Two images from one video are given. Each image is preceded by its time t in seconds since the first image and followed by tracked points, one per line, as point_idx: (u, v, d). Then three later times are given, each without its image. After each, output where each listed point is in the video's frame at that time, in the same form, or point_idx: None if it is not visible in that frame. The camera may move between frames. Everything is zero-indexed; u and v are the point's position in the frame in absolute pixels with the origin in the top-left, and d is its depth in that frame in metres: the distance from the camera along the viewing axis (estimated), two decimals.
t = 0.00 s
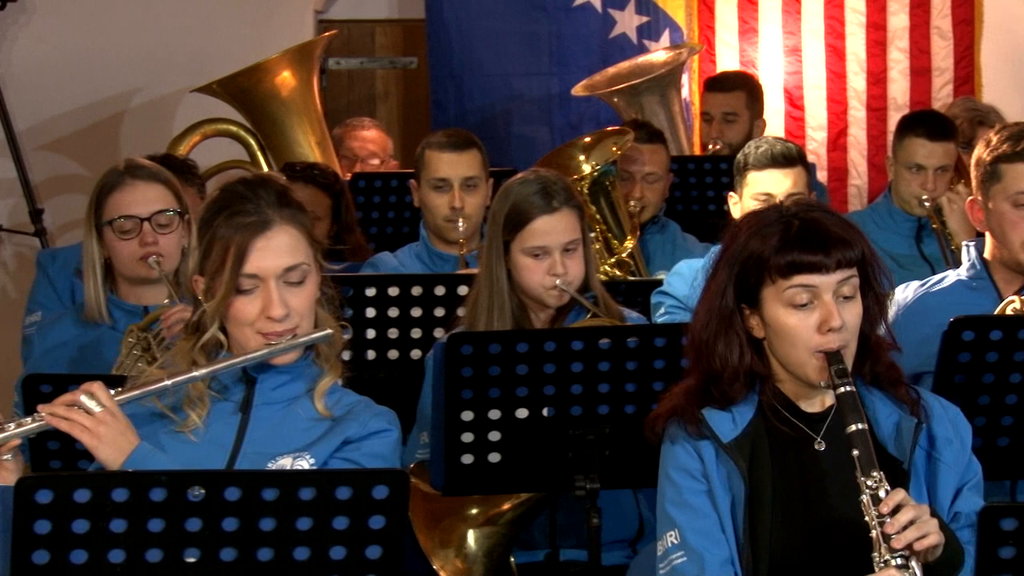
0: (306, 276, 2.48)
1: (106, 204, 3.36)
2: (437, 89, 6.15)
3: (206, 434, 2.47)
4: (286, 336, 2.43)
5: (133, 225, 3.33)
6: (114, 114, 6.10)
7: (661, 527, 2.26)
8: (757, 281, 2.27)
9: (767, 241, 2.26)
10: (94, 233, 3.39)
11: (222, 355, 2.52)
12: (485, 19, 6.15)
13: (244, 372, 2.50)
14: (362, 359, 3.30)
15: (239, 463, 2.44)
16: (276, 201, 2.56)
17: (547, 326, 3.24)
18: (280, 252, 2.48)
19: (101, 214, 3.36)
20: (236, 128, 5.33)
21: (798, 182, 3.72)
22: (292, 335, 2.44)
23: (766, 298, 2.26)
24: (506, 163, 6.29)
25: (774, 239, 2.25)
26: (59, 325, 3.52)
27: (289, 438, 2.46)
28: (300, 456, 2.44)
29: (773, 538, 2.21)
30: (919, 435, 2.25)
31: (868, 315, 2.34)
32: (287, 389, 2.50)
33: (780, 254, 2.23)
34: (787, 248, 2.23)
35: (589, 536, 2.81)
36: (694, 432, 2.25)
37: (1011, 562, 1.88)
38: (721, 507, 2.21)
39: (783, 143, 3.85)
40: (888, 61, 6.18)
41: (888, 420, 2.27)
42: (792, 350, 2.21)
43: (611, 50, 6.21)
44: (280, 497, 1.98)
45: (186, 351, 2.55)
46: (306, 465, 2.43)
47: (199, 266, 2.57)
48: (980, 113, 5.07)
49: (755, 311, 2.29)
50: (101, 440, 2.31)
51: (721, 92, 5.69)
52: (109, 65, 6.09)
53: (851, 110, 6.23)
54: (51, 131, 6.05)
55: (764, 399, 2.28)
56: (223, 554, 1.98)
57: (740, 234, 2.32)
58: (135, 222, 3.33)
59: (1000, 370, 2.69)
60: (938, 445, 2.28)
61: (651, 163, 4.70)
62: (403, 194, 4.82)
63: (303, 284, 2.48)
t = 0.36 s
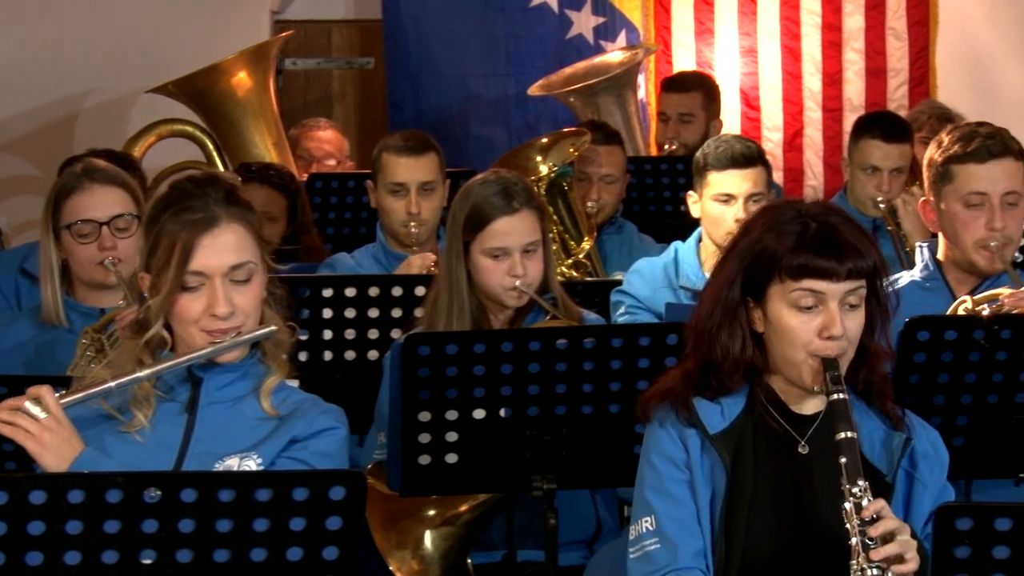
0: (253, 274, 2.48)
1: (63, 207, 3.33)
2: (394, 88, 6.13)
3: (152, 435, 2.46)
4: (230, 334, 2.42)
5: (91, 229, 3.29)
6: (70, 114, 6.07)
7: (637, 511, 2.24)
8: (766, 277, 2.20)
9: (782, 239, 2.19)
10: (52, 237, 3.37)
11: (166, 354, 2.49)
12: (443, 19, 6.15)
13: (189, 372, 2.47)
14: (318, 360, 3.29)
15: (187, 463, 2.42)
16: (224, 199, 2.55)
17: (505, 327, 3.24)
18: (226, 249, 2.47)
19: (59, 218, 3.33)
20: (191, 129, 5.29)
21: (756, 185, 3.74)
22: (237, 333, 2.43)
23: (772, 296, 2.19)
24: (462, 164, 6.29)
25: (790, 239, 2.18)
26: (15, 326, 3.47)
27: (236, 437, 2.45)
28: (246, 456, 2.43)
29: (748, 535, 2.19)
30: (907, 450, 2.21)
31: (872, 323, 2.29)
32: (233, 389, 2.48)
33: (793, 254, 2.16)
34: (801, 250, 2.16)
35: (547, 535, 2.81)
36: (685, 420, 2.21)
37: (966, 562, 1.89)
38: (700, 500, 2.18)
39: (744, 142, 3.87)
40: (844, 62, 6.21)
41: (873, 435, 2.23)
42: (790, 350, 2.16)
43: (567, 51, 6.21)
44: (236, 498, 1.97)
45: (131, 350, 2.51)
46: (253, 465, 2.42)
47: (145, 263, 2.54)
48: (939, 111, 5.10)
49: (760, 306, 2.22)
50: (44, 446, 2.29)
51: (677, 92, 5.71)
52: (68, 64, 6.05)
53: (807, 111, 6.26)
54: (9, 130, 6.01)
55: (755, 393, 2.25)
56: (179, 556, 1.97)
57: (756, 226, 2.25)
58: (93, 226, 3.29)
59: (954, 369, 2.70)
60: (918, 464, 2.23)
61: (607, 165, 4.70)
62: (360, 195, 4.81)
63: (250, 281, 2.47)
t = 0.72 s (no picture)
0: (203, 281, 2.45)
1: (22, 208, 3.29)
2: (355, 88, 6.12)
3: (107, 438, 2.43)
4: (183, 342, 2.40)
5: (50, 230, 3.26)
6: (30, 114, 6.05)
7: (616, 501, 2.23)
8: (766, 280, 2.18)
9: (784, 245, 2.17)
10: (10, 236, 3.33)
11: (120, 361, 2.49)
12: (403, 19, 6.15)
13: (143, 375, 2.45)
14: (279, 361, 3.28)
15: (142, 464, 2.41)
16: (172, 206, 2.52)
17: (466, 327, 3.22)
18: (174, 259, 2.44)
19: (17, 218, 3.30)
20: (152, 130, 5.26)
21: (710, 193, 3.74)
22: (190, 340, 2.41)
23: (770, 299, 2.18)
24: (424, 165, 6.28)
25: (793, 245, 2.16)
26: None
27: (190, 439, 2.44)
28: (200, 458, 2.42)
29: (727, 533, 2.20)
30: (889, 461, 2.23)
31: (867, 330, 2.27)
32: (185, 391, 2.47)
33: (794, 261, 2.14)
34: (803, 257, 2.14)
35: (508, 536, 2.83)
36: (672, 413, 2.22)
37: (926, 562, 1.89)
38: (681, 495, 2.19)
39: (697, 148, 3.85)
40: (803, 62, 6.24)
41: (856, 444, 2.24)
42: (783, 353, 2.16)
43: (528, 52, 6.21)
44: (197, 499, 1.95)
45: (84, 355, 2.50)
46: (207, 468, 2.42)
47: (95, 270, 2.52)
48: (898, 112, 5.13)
49: (756, 308, 2.21)
50: None
51: (638, 93, 5.73)
52: (26, 64, 6.03)
53: (767, 112, 6.29)
54: None
55: (745, 396, 2.25)
56: (140, 557, 1.96)
57: (758, 227, 2.23)
58: (52, 226, 3.26)
59: (915, 369, 2.73)
60: (898, 474, 2.25)
61: (569, 165, 4.70)
62: (321, 195, 4.80)
63: (200, 289, 2.45)
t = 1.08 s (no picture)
0: (172, 278, 2.44)
1: None
2: (323, 89, 6.11)
3: (75, 440, 2.41)
4: (152, 342, 2.39)
5: (20, 231, 3.23)
6: None
7: (593, 497, 2.24)
8: (749, 280, 2.19)
9: (768, 246, 2.18)
10: None
11: (88, 360, 2.47)
12: (373, 20, 6.14)
13: (112, 376, 2.43)
14: (247, 362, 3.26)
15: (111, 466, 2.39)
16: (140, 204, 2.51)
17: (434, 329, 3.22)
18: (143, 255, 2.43)
19: None
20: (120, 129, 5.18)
21: (675, 193, 3.75)
22: (159, 340, 2.40)
23: (752, 300, 2.18)
24: (392, 165, 6.27)
25: (777, 246, 2.17)
26: None
27: (159, 441, 2.42)
28: (170, 461, 2.41)
29: (704, 532, 2.20)
30: (865, 464, 2.25)
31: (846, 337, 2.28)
32: (153, 392, 2.45)
33: (778, 262, 2.15)
34: (787, 259, 2.15)
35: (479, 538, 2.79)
36: (650, 411, 2.22)
37: (895, 562, 1.89)
38: (657, 493, 2.19)
39: (661, 153, 3.85)
40: (772, 63, 6.27)
41: (833, 447, 2.25)
42: (762, 354, 2.16)
43: (497, 53, 6.22)
44: (165, 500, 1.94)
45: (52, 356, 2.48)
46: (176, 469, 2.40)
47: (62, 271, 2.50)
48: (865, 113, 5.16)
49: (738, 308, 2.21)
50: None
51: (608, 94, 5.74)
52: None
53: (735, 113, 6.31)
54: None
55: (722, 394, 2.25)
56: (108, 559, 1.94)
57: (742, 227, 2.23)
58: (22, 227, 3.23)
59: (884, 370, 2.75)
60: (873, 478, 2.27)
61: (536, 164, 4.72)
62: (290, 195, 4.78)
63: (170, 285, 2.44)
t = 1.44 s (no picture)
0: (142, 275, 2.43)
1: None
2: (289, 89, 6.07)
3: (42, 437, 2.41)
4: (123, 341, 2.38)
5: None
6: None
7: (557, 501, 2.24)
8: (708, 276, 2.20)
9: (726, 241, 2.19)
10: None
11: (59, 358, 2.44)
12: (341, 20, 6.10)
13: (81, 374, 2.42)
14: (215, 362, 3.26)
15: (78, 464, 2.38)
16: (109, 202, 2.50)
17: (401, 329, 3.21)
18: (112, 252, 2.43)
19: None
20: (86, 130, 5.21)
21: (640, 191, 3.76)
22: (130, 339, 2.39)
23: (712, 295, 2.19)
24: (359, 165, 6.26)
25: (735, 242, 2.18)
26: None
27: (128, 439, 2.41)
28: (137, 458, 2.40)
29: (669, 535, 2.21)
30: (827, 460, 2.25)
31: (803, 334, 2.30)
32: (123, 390, 2.44)
33: (738, 257, 2.16)
34: (746, 253, 2.16)
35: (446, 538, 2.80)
36: (613, 413, 2.22)
37: (861, 562, 1.91)
38: (622, 496, 2.20)
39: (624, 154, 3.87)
40: (739, 63, 6.29)
41: (795, 444, 2.26)
42: (723, 350, 2.17)
43: (464, 53, 6.21)
44: (132, 502, 1.93)
45: (19, 354, 2.46)
46: (143, 467, 2.39)
47: (31, 271, 2.47)
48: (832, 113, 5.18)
49: (698, 304, 2.22)
50: None
51: (573, 95, 5.74)
52: None
53: (703, 113, 6.33)
54: None
55: (684, 390, 2.26)
56: (75, 560, 1.94)
57: (700, 224, 2.25)
58: None
59: (850, 370, 2.77)
60: (836, 474, 2.27)
61: (504, 165, 4.71)
62: (256, 196, 4.77)
63: (139, 283, 2.43)
